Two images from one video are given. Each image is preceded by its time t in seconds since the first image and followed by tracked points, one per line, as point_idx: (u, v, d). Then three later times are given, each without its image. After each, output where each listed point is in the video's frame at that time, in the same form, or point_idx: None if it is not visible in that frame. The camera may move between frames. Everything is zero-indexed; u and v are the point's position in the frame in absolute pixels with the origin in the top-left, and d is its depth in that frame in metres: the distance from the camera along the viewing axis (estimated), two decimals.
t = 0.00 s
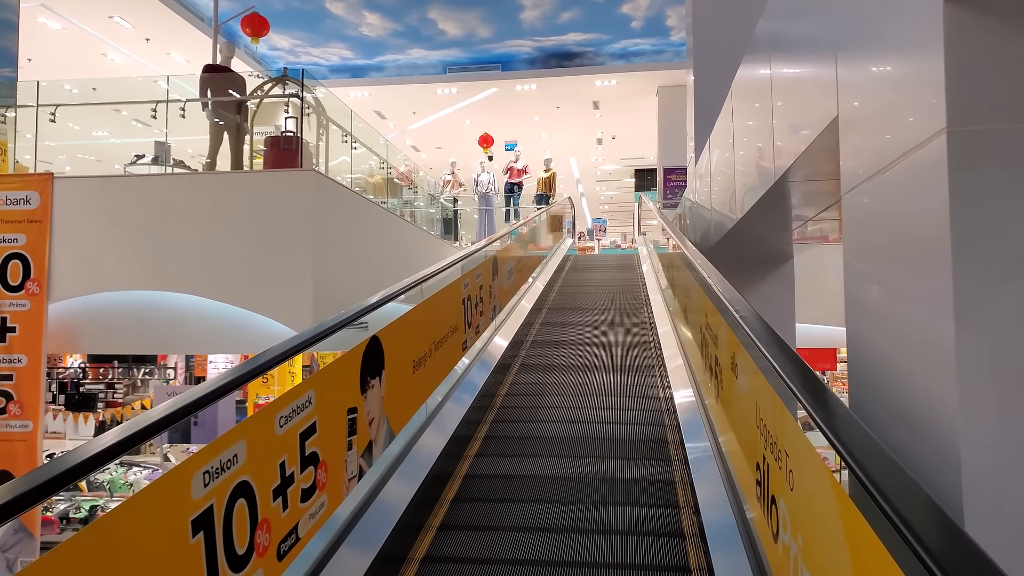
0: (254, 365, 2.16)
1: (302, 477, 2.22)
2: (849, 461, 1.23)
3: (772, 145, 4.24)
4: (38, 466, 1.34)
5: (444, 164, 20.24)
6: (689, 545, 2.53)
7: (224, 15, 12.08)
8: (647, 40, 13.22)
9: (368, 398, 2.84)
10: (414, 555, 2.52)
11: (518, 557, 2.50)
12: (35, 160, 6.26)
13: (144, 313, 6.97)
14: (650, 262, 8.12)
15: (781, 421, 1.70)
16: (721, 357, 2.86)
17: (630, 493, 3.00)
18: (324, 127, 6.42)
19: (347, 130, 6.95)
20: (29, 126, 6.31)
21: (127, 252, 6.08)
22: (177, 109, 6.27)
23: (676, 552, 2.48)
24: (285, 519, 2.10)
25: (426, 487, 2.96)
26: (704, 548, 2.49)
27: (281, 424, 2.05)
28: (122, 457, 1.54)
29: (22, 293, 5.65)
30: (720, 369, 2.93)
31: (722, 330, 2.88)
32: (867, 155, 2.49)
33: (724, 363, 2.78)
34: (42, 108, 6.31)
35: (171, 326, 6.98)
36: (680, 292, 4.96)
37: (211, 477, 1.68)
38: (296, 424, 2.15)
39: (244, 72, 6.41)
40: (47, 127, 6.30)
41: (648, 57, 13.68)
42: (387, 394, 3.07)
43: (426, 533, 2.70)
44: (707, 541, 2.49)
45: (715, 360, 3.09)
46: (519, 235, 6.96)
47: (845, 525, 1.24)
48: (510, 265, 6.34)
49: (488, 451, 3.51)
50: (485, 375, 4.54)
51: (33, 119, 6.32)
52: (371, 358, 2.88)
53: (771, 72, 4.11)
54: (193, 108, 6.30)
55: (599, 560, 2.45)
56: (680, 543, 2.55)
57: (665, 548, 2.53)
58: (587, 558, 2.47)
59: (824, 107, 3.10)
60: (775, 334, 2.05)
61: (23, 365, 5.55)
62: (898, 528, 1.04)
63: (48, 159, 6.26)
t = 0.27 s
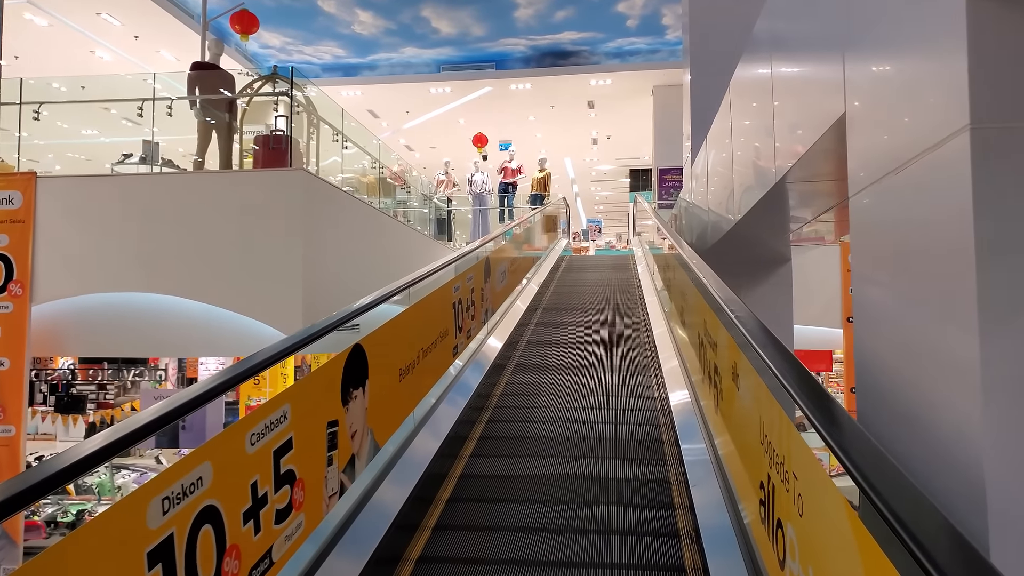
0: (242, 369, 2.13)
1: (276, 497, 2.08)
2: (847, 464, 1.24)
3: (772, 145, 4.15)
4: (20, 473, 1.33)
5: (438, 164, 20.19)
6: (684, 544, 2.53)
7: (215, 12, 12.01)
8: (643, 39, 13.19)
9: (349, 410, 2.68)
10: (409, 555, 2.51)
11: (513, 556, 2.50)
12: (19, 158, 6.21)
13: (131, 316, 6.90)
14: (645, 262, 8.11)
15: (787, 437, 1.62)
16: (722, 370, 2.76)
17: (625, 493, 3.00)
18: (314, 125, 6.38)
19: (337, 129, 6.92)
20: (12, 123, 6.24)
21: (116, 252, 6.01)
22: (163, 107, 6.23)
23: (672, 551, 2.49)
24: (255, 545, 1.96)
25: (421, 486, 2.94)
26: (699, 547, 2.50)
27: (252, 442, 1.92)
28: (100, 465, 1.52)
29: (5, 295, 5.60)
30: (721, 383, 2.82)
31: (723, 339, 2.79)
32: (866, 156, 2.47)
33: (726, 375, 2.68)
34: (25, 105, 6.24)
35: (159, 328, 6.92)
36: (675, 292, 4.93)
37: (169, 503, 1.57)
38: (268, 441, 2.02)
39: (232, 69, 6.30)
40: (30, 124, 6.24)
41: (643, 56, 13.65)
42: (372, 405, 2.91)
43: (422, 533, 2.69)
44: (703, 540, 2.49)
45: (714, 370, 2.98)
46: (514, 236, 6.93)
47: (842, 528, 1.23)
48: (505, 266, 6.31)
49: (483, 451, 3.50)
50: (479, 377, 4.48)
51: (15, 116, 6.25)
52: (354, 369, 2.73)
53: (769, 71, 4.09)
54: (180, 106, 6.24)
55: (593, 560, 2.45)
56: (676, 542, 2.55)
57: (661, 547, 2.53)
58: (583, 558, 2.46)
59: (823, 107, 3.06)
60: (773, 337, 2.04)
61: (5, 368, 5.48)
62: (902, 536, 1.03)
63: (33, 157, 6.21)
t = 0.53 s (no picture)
0: (235, 370, 2.10)
1: (250, 518, 1.91)
2: (862, 485, 1.25)
3: (773, 145, 4.11)
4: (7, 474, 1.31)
5: (433, 164, 20.17)
6: (680, 545, 2.52)
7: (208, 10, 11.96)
8: (641, 39, 13.16)
9: (331, 422, 2.52)
10: (405, 555, 2.51)
11: (509, 557, 2.49)
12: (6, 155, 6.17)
13: (121, 317, 6.86)
14: (641, 263, 8.10)
15: (802, 463, 1.56)
16: (727, 385, 2.62)
17: (621, 493, 2.99)
18: (306, 123, 6.37)
19: (329, 126, 6.90)
20: None
21: (106, 251, 5.95)
22: (153, 105, 6.19)
23: (668, 552, 2.48)
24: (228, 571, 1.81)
25: (417, 485, 2.93)
26: (694, 548, 2.49)
27: (221, 461, 1.75)
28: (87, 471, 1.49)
29: None
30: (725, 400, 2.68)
31: (726, 349, 2.65)
32: (870, 158, 2.44)
33: (729, 390, 2.56)
34: (12, 103, 6.21)
35: (150, 330, 6.88)
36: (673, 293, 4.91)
37: (123, 534, 1.40)
38: (239, 460, 1.84)
39: (223, 66, 6.27)
40: (18, 121, 6.22)
41: (641, 55, 13.62)
42: (356, 416, 2.76)
43: (417, 533, 2.68)
44: (698, 541, 2.48)
45: (717, 383, 2.85)
46: (510, 237, 6.91)
47: (853, 549, 1.24)
48: (501, 266, 6.29)
49: (478, 451, 3.49)
50: (474, 378, 4.43)
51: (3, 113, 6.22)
52: (336, 380, 2.57)
53: (770, 72, 4.07)
54: (169, 103, 6.20)
55: (589, 560, 2.44)
56: (671, 542, 2.54)
57: (657, 547, 2.53)
58: (580, 559, 2.46)
59: (824, 108, 3.03)
60: (773, 341, 2.03)
61: None
62: (926, 571, 1.04)
63: (22, 155, 6.18)
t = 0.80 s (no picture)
0: (229, 369, 2.07)
1: (221, 542, 1.76)
2: (861, 492, 1.22)
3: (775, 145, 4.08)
4: None
5: (431, 162, 20.12)
6: (677, 545, 2.52)
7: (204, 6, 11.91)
8: (641, 38, 13.12)
9: (313, 434, 2.33)
10: (403, 554, 2.50)
11: (505, 556, 2.48)
12: None
13: (112, 317, 6.82)
14: (639, 262, 8.08)
15: (814, 490, 1.44)
16: (730, 397, 2.47)
17: (619, 494, 2.98)
18: (300, 120, 6.34)
19: (324, 124, 6.86)
20: None
21: (100, 248, 5.90)
22: (144, 100, 6.11)
23: (665, 552, 2.48)
24: None
25: (414, 484, 2.92)
26: (691, 549, 2.49)
27: (187, 481, 1.61)
28: (85, 466, 1.48)
29: None
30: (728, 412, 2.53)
31: (728, 362, 2.51)
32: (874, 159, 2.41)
33: (733, 403, 2.41)
34: (5, 97, 6.16)
35: (142, 330, 6.85)
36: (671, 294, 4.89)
37: (74, 565, 1.27)
38: (209, 478, 1.70)
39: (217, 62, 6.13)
40: (10, 116, 6.18)
41: (641, 54, 13.59)
42: (341, 425, 2.58)
43: (414, 531, 2.67)
44: (696, 542, 2.47)
45: (719, 395, 2.72)
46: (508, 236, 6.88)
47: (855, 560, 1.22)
48: (499, 265, 6.26)
49: (476, 449, 3.47)
50: (471, 379, 4.38)
51: None
52: (318, 389, 2.38)
53: (774, 72, 4.04)
54: (161, 99, 6.12)
55: (586, 561, 2.43)
56: (668, 543, 2.54)
57: (654, 548, 2.52)
58: (578, 558, 2.45)
59: (828, 108, 3.01)
60: (773, 343, 2.01)
61: None
62: (919, 569, 1.02)
63: (14, 151, 6.13)
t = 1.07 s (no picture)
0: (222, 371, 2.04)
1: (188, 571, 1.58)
2: (862, 499, 1.18)
3: (774, 147, 4.07)
4: None
5: (428, 161, 20.08)
6: (674, 545, 2.53)
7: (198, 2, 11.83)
8: (639, 37, 13.08)
9: (290, 451, 2.14)
10: (400, 553, 2.51)
11: (502, 556, 2.49)
12: None
13: (101, 317, 6.87)
14: (638, 262, 8.06)
15: (831, 523, 1.32)
16: (733, 410, 2.32)
17: (615, 494, 2.98)
18: (293, 118, 6.30)
19: (318, 122, 6.82)
20: None
21: (92, 248, 5.86)
22: (134, 97, 6.04)
23: (662, 552, 2.48)
24: None
25: (410, 484, 2.91)
26: (688, 548, 2.50)
27: (148, 507, 1.45)
28: (77, 467, 1.45)
29: None
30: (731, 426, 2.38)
31: (732, 372, 2.38)
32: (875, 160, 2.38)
33: (736, 415, 2.26)
34: None
35: (131, 331, 6.94)
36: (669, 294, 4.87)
37: None
38: (172, 502, 1.54)
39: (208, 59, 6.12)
40: None
41: (640, 53, 13.54)
42: (324, 433, 2.41)
43: (412, 530, 2.69)
44: (692, 542, 2.47)
45: (721, 407, 2.58)
46: (506, 236, 6.85)
47: (862, 568, 1.18)
48: (496, 265, 6.24)
49: (474, 449, 3.48)
50: (467, 381, 4.32)
51: None
52: (298, 403, 2.20)
53: (774, 73, 4.01)
54: (151, 95, 6.04)
55: (583, 561, 2.44)
56: (665, 543, 2.55)
57: (652, 548, 2.52)
58: (575, 559, 2.46)
59: (829, 109, 3.00)
60: (771, 345, 1.98)
61: None
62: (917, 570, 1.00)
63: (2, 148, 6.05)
